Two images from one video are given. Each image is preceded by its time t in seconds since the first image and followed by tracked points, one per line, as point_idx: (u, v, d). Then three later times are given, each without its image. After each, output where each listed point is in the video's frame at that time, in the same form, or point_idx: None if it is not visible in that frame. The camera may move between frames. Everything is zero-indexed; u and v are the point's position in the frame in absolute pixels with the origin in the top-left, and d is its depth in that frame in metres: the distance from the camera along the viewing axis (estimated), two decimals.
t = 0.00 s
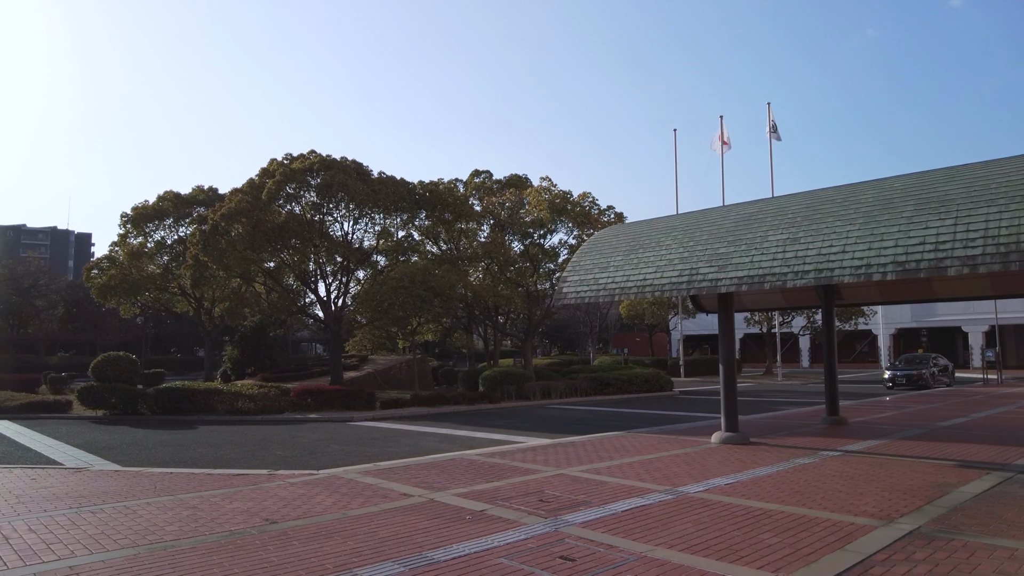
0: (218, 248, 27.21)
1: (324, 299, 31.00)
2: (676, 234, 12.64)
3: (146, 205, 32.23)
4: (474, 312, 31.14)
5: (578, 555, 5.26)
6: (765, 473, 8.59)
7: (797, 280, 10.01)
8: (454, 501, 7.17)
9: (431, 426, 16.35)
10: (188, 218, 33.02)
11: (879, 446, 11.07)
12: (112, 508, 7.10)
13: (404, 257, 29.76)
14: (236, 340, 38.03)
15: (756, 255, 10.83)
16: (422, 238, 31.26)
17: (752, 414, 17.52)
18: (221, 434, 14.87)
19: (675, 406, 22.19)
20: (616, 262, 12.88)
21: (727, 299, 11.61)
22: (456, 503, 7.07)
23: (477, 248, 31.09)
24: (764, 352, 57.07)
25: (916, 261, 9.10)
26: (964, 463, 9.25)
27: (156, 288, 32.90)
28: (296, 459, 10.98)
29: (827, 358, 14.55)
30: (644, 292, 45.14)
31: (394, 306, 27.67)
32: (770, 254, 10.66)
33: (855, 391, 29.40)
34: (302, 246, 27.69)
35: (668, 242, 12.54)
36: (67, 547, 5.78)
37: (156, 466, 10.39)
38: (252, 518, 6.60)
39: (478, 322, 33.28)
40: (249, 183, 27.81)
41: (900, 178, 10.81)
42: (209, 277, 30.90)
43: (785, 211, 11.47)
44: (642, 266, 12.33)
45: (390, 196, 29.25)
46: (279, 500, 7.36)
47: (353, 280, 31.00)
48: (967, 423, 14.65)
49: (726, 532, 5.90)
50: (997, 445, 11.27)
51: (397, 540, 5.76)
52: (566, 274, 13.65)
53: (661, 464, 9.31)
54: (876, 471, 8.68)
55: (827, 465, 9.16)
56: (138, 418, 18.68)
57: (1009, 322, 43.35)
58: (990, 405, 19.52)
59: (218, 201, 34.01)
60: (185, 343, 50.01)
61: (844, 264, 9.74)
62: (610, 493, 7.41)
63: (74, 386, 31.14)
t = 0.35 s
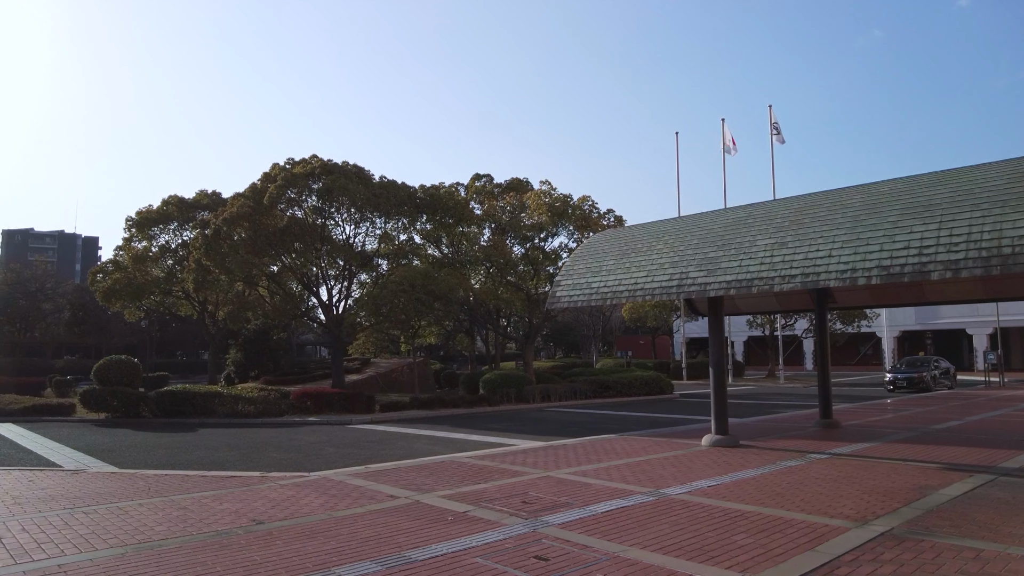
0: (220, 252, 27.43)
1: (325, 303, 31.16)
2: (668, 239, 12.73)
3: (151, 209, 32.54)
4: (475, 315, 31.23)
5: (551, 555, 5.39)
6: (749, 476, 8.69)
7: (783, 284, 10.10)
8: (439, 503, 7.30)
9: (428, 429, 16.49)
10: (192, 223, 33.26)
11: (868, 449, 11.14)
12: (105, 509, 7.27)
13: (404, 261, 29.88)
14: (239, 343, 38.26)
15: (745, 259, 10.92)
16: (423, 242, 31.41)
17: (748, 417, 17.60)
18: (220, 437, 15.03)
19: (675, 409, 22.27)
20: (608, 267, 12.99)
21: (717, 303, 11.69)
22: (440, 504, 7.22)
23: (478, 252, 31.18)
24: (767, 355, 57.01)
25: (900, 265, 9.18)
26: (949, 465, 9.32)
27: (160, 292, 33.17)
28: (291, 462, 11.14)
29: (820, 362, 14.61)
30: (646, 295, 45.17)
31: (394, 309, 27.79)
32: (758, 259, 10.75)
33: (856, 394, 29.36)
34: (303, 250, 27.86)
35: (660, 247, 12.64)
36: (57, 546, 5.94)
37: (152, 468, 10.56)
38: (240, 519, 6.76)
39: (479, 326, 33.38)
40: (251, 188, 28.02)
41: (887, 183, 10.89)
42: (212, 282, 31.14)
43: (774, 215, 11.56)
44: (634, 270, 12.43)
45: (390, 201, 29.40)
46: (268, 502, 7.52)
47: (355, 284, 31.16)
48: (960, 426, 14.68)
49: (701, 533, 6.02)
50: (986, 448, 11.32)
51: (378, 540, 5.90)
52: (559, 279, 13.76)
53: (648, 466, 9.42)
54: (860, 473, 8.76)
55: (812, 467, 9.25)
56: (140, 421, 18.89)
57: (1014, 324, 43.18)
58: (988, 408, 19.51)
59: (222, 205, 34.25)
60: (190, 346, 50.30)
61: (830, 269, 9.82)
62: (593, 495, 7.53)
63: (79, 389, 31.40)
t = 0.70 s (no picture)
0: (222, 257, 27.69)
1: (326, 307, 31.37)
2: (658, 244, 12.88)
3: (154, 214, 32.87)
4: (475, 319, 31.40)
5: (526, 552, 5.53)
6: (731, 477, 8.81)
7: (769, 288, 10.23)
8: (423, 502, 7.46)
9: (424, 432, 16.64)
10: (195, 228, 33.57)
11: (855, 452, 11.25)
12: (98, 507, 7.45)
13: (403, 266, 30.06)
14: (242, 347, 38.51)
15: (732, 264, 11.05)
16: (423, 246, 31.61)
17: (742, 421, 17.70)
18: (217, 439, 15.20)
19: (671, 413, 22.36)
20: (599, 271, 13.14)
21: (705, 307, 11.82)
22: (424, 504, 7.37)
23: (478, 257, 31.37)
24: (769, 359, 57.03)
25: (882, 270, 9.31)
26: (931, 468, 9.43)
27: (163, 297, 33.46)
28: (285, 463, 11.32)
29: (811, 366, 14.71)
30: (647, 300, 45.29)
31: (394, 313, 27.96)
32: (745, 263, 10.88)
33: (855, 398, 29.40)
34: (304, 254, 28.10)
35: (650, 252, 12.78)
36: (49, 542, 6.13)
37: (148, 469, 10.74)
38: (229, 517, 6.93)
39: (480, 330, 33.54)
40: (252, 193, 28.27)
41: (872, 189, 11.02)
42: (214, 286, 31.42)
43: (762, 221, 11.69)
44: (624, 275, 12.57)
45: (390, 206, 29.61)
46: (257, 501, 7.69)
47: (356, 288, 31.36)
48: (951, 430, 14.76)
49: (675, 532, 6.16)
50: (972, 451, 11.42)
51: (360, 538, 6.06)
52: (552, 283, 13.91)
53: (634, 468, 9.55)
54: (841, 475, 8.88)
55: (796, 470, 9.36)
56: (140, 424, 19.07)
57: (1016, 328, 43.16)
58: (983, 411, 19.59)
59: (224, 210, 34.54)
60: (193, 351, 50.60)
61: (814, 273, 9.95)
62: (575, 495, 7.67)
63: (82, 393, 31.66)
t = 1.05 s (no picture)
0: (224, 260, 27.92)
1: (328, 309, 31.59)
2: (649, 247, 13.03)
3: (158, 216, 33.17)
4: (476, 321, 31.55)
5: (503, 548, 5.70)
6: (715, 477, 8.95)
7: (755, 291, 10.37)
8: (409, 501, 7.63)
9: (421, 433, 16.79)
10: (199, 230, 33.84)
11: (842, 453, 11.36)
12: (93, 505, 7.65)
13: (404, 268, 30.22)
14: (245, 348, 38.76)
15: (720, 267, 11.19)
16: (425, 248, 31.78)
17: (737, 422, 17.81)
18: (216, 440, 15.41)
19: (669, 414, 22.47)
20: (592, 274, 13.29)
21: (695, 309, 11.96)
22: (410, 503, 7.54)
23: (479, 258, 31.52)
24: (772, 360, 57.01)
25: (866, 273, 9.43)
26: (915, 469, 9.54)
27: (167, 298, 33.75)
28: (280, 463, 11.52)
29: (803, 367, 14.81)
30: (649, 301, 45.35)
31: (394, 316, 28.12)
32: (733, 267, 11.02)
33: (855, 399, 29.42)
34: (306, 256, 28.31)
35: (641, 254, 12.93)
36: (44, 539, 6.32)
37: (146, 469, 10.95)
38: (219, 515, 7.11)
39: (481, 331, 33.70)
40: (254, 196, 28.52)
41: (859, 193, 11.15)
42: (217, 288, 31.69)
43: (751, 224, 11.83)
44: (615, 277, 12.72)
45: (391, 208, 29.77)
46: (247, 500, 7.87)
47: (358, 290, 31.55)
48: (943, 431, 14.84)
49: (651, 530, 6.31)
50: (960, 452, 11.52)
51: (343, 535, 6.24)
52: (545, 286, 14.07)
53: (621, 468, 9.69)
54: (824, 476, 9.00)
55: (781, 470, 9.49)
56: (142, 425, 19.28)
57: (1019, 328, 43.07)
58: (979, 413, 19.63)
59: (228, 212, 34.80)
60: (198, 351, 50.93)
61: (800, 276, 10.09)
62: (558, 495, 7.83)
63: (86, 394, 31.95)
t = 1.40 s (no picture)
0: (223, 259, 28.09)
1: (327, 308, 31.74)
2: (638, 247, 13.16)
3: (159, 216, 33.38)
4: (474, 320, 31.68)
5: (477, 541, 5.85)
6: (696, 474, 9.09)
7: (740, 291, 10.49)
8: (393, 496, 7.79)
9: (416, 432, 16.95)
10: (200, 230, 34.05)
11: (827, 451, 11.48)
12: (86, 499, 7.85)
13: (402, 267, 30.37)
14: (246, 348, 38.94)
15: (706, 267, 11.32)
16: (424, 248, 31.92)
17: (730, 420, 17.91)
18: (212, 438, 15.56)
19: (664, 413, 22.57)
20: (582, 274, 13.43)
21: (682, 309, 12.09)
22: (392, 497, 7.71)
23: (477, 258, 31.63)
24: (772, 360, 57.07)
25: (847, 273, 9.56)
26: (896, 466, 9.66)
27: (168, 298, 33.96)
28: (273, 460, 11.68)
29: (793, 366, 14.92)
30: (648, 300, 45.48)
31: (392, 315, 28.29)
32: (718, 266, 11.15)
33: (852, 399, 29.51)
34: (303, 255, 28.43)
35: (630, 254, 13.07)
36: (34, 531, 6.50)
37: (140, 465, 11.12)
38: (206, 510, 7.28)
39: (480, 331, 33.84)
40: (254, 196, 28.67)
41: (844, 193, 11.27)
42: (217, 288, 31.89)
43: (738, 224, 11.96)
44: (604, 277, 12.86)
45: (390, 208, 29.91)
46: (235, 495, 8.05)
47: (357, 290, 31.71)
48: (932, 430, 14.96)
49: (624, 524, 6.46)
50: (944, 450, 11.63)
51: (323, 527, 6.41)
52: (536, 285, 14.21)
53: (605, 465, 9.82)
54: (805, 473, 9.13)
55: (763, 467, 9.61)
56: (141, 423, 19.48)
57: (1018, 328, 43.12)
58: (972, 413, 19.71)
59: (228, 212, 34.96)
60: (200, 350, 51.17)
61: (783, 276, 10.21)
62: (538, 490, 7.97)
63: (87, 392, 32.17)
